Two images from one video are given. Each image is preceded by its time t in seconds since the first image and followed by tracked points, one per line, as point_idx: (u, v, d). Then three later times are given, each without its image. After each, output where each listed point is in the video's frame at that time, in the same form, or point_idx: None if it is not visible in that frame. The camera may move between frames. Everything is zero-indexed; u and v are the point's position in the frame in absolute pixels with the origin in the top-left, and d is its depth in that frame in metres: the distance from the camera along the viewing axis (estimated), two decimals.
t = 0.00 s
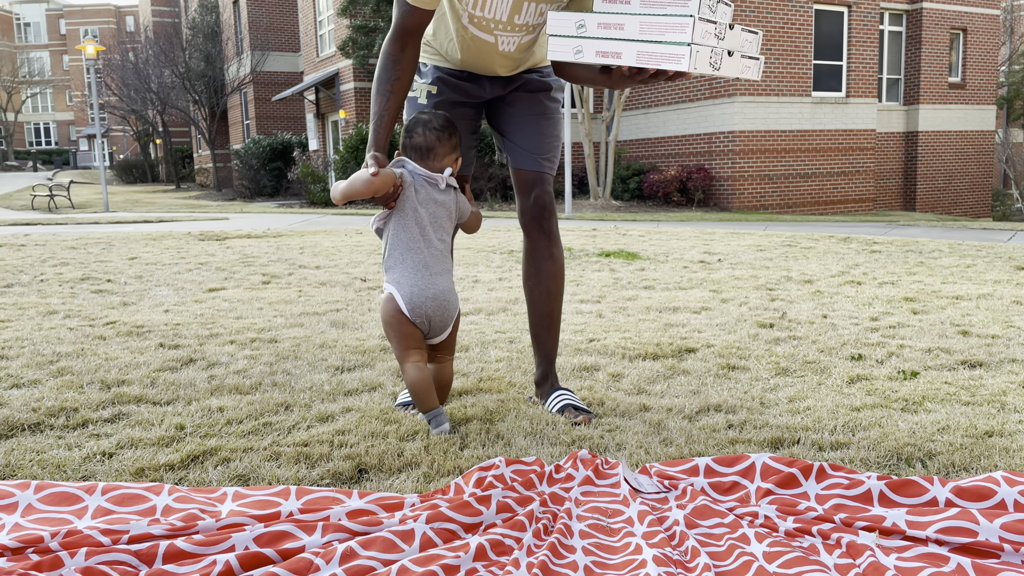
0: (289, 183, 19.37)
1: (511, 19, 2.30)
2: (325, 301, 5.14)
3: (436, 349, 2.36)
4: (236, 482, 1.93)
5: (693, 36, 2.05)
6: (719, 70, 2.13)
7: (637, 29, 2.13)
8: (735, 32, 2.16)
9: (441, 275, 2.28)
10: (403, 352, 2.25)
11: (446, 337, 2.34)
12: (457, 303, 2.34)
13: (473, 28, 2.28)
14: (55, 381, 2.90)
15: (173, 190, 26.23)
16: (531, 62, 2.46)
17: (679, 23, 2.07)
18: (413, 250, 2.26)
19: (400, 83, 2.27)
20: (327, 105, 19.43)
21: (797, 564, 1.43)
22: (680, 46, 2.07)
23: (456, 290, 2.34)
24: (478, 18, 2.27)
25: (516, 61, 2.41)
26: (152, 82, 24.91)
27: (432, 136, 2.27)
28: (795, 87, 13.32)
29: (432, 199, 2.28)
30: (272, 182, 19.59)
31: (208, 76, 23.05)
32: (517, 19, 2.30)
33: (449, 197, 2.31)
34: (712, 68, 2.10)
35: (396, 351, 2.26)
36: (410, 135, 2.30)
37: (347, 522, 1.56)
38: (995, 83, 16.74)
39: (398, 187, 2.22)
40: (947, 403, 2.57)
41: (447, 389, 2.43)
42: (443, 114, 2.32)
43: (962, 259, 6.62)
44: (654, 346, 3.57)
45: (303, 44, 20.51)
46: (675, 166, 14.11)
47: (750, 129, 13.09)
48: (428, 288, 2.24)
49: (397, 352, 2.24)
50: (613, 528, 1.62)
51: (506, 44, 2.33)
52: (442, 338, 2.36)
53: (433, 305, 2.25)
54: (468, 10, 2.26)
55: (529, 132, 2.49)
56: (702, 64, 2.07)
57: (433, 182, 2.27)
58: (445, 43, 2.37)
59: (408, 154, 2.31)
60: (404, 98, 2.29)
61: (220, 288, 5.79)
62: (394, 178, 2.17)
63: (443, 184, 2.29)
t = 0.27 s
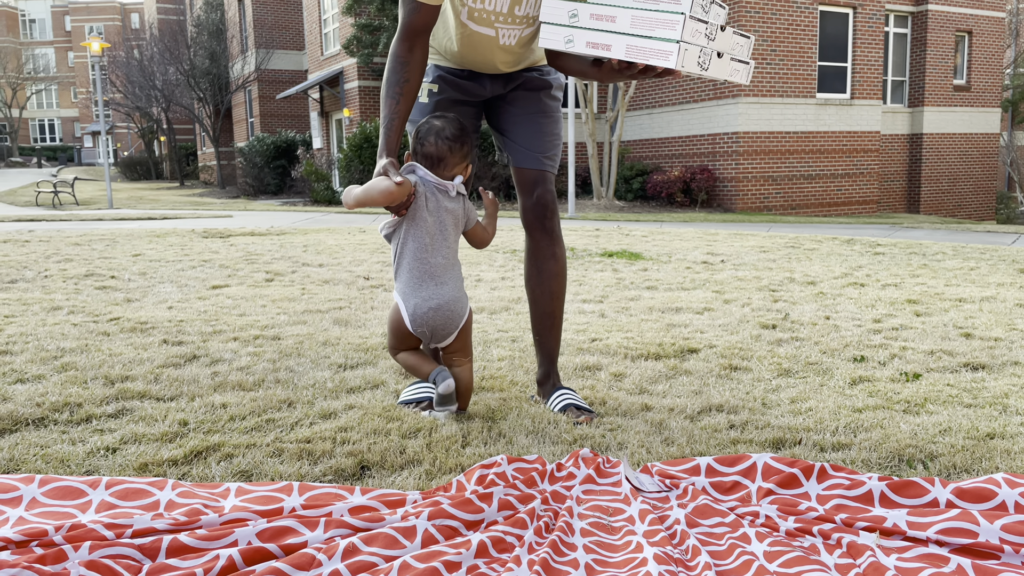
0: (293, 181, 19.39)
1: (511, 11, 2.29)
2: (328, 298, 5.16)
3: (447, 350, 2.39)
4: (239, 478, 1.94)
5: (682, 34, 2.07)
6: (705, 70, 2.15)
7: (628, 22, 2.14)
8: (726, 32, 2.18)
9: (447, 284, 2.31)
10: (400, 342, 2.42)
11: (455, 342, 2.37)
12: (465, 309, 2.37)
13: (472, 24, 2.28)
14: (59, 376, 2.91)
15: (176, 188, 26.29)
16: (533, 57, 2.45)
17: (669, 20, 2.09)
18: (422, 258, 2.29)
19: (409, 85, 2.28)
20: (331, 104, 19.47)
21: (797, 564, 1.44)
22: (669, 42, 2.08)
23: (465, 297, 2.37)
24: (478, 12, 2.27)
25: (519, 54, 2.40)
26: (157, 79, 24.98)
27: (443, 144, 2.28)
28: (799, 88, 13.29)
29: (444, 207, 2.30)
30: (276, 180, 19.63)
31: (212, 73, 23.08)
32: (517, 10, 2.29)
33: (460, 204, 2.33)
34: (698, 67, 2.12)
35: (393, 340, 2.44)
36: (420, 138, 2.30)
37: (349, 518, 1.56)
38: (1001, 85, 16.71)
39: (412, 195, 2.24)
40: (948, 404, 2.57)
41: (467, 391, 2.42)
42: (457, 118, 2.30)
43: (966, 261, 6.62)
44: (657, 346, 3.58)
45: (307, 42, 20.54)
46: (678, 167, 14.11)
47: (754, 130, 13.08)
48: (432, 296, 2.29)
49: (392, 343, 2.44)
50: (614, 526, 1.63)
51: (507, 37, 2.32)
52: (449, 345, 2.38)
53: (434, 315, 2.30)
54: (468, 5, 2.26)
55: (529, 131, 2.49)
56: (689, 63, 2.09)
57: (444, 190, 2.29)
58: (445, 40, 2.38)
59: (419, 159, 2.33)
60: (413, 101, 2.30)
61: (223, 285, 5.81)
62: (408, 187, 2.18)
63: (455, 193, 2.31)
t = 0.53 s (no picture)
0: (297, 179, 19.41)
1: (517, 13, 2.30)
2: (331, 296, 5.17)
3: (451, 352, 2.37)
4: (242, 474, 1.94)
5: (690, 41, 2.01)
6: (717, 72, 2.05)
7: (635, 30, 2.12)
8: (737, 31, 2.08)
9: (458, 277, 2.31)
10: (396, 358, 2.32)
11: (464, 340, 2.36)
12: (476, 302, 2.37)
13: (478, 25, 2.29)
14: (63, 371, 2.92)
15: (181, 185, 26.34)
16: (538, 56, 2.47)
17: (676, 26, 2.04)
18: (430, 256, 2.29)
19: (411, 87, 2.28)
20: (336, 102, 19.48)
21: (798, 564, 1.44)
22: (677, 49, 2.04)
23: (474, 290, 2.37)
24: (484, 14, 2.28)
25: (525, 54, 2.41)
26: (162, 76, 25.04)
27: (432, 140, 2.28)
28: (804, 89, 13.27)
29: (441, 201, 2.31)
30: (280, 178, 19.66)
31: (217, 71, 23.12)
32: (523, 13, 2.31)
33: (457, 195, 2.34)
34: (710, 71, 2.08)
35: (390, 355, 2.33)
36: (413, 135, 2.31)
37: (351, 514, 1.56)
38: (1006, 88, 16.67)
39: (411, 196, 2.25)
40: (951, 406, 2.57)
41: (465, 391, 2.41)
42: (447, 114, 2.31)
43: (970, 263, 6.60)
44: (659, 346, 3.58)
45: (312, 40, 20.56)
46: (682, 167, 14.11)
47: (758, 131, 13.05)
48: (445, 292, 2.28)
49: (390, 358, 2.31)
50: (616, 525, 1.63)
51: (513, 39, 2.33)
52: (458, 343, 2.36)
53: (450, 311, 2.28)
54: (474, 7, 2.27)
55: (535, 130, 2.48)
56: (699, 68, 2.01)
57: (440, 185, 2.30)
58: (451, 40, 2.39)
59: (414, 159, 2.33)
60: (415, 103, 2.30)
61: (227, 282, 5.82)
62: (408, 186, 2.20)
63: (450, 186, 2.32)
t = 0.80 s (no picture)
0: (300, 175, 19.41)
1: (520, 10, 2.30)
2: (334, 292, 5.17)
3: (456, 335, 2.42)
4: (245, 466, 1.95)
5: (669, 33, 2.02)
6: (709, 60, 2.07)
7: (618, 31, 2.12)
8: (728, 18, 2.08)
9: (469, 260, 2.37)
10: (418, 335, 2.38)
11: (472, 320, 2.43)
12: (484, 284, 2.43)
13: (484, 21, 2.28)
14: (67, 364, 2.93)
15: (185, 180, 26.35)
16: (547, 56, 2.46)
17: (654, 21, 2.04)
18: (442, 242, 2.35)
19: (417, 80, 2.34)
20: (340, 98, 19.48)
21: (800, 558, 1.43)
22: (657, 44, 2.03)
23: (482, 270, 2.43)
24: (489, 11, 2.27)
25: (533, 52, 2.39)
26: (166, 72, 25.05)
27: (435, 130, 2.28)
28: (808, 88, 13.24)
29: (452, 186, 2.33)
30: (284, 174, 19.66)
31: (221, 66, 23.13)
32: (526, 9, 2.30)
33: (468, 180, 2.36)
34: (699, 60, 2.05)
35: (411, 334, 2.40)
36: (412, 127, 2.31)
37: (354, 506, 1.57)
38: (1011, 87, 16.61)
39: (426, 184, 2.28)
40: (954, 404, 2.57)
41: (472, 372, 2.42)
42: (446, 99, 2.29)
43: (974, 263, 6.59)
44: (662, 343, 3.58)
45: (316, 36, 20.55)
46: (686, 165, 14.09)
47: (762, 129, 13.02)
48: (455, 277, 2.34)
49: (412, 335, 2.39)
50: (618, 518, 1.63)
51: (518, 35, 2.32)
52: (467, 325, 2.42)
53: (458, 296, 2.34)
54: (478, 3, 2.26)
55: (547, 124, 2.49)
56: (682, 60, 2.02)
57: (452, 171, 2.32)
58: (462, 34, 2.38)
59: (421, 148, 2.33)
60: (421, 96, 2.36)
61: (230, 277, 5.83)
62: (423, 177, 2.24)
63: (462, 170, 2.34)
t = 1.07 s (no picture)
0: (303, 170, 19.41)
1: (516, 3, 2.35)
2: (337, 287, 5.18)
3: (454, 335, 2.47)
4: (247, 460, 1.95)
5: None
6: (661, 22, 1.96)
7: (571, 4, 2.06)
8: None
9: (461, 273, 2.36)
10: (411, 336, 2.39)
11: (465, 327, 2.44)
12: (478, 297, 2.42)
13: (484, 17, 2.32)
14: (69, 357, 2.94)
15: (188, 175, 26.37)
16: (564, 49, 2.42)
17: None
18: (437, 247, 2.34)
19: (426, 80, 2.36)
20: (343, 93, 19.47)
21: (801, 555, 1.43)
22: (597, 9, 1.96)
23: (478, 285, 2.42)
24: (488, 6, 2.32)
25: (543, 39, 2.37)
26: (169, 66, 25.03)
27: (453, 144, 2.27)
28: (812, 84, 13.21)
29: (459, 198, 2.32)
30: (286, 168, 19.66)
31: (224, 61, 23.09)
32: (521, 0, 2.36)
33: (478, 196, 2.33)
34: (647, 24, 1.96)
35: (405, 332, 2.41)
36: (435, 131, 2.31)
37: (355, 500, 1.57)
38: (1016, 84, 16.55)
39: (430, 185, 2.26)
40: (956, 401, 2.57)
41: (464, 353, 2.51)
42: (468, 113, 2.26)
43: (977, 260, 6.57)
44: (664, 339, 3.58)
45: (320, 31, 20.53)
46: (689, 161, 14.07)
47: (766, 126, 12.99)
48: (447, 283, 2.35)
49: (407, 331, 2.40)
50: (619, 514, 1.63)
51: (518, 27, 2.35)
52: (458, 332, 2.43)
53: (447, 304, 2.35)
54: None
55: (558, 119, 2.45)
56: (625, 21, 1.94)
57: (461, 183, 2.31)
58: (475, 25, 2.40)
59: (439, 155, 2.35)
60: (431, 94, 2.38)
61: (233, 272, 5.83)
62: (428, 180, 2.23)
63: (473, 185, 2.31)
